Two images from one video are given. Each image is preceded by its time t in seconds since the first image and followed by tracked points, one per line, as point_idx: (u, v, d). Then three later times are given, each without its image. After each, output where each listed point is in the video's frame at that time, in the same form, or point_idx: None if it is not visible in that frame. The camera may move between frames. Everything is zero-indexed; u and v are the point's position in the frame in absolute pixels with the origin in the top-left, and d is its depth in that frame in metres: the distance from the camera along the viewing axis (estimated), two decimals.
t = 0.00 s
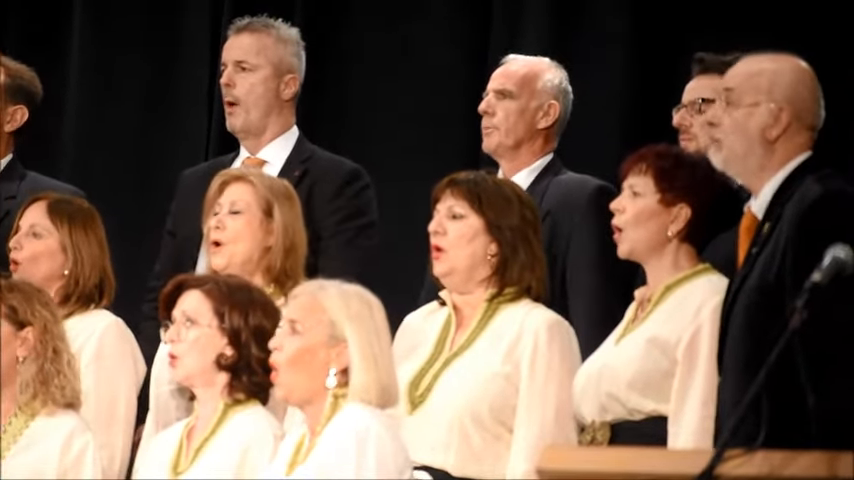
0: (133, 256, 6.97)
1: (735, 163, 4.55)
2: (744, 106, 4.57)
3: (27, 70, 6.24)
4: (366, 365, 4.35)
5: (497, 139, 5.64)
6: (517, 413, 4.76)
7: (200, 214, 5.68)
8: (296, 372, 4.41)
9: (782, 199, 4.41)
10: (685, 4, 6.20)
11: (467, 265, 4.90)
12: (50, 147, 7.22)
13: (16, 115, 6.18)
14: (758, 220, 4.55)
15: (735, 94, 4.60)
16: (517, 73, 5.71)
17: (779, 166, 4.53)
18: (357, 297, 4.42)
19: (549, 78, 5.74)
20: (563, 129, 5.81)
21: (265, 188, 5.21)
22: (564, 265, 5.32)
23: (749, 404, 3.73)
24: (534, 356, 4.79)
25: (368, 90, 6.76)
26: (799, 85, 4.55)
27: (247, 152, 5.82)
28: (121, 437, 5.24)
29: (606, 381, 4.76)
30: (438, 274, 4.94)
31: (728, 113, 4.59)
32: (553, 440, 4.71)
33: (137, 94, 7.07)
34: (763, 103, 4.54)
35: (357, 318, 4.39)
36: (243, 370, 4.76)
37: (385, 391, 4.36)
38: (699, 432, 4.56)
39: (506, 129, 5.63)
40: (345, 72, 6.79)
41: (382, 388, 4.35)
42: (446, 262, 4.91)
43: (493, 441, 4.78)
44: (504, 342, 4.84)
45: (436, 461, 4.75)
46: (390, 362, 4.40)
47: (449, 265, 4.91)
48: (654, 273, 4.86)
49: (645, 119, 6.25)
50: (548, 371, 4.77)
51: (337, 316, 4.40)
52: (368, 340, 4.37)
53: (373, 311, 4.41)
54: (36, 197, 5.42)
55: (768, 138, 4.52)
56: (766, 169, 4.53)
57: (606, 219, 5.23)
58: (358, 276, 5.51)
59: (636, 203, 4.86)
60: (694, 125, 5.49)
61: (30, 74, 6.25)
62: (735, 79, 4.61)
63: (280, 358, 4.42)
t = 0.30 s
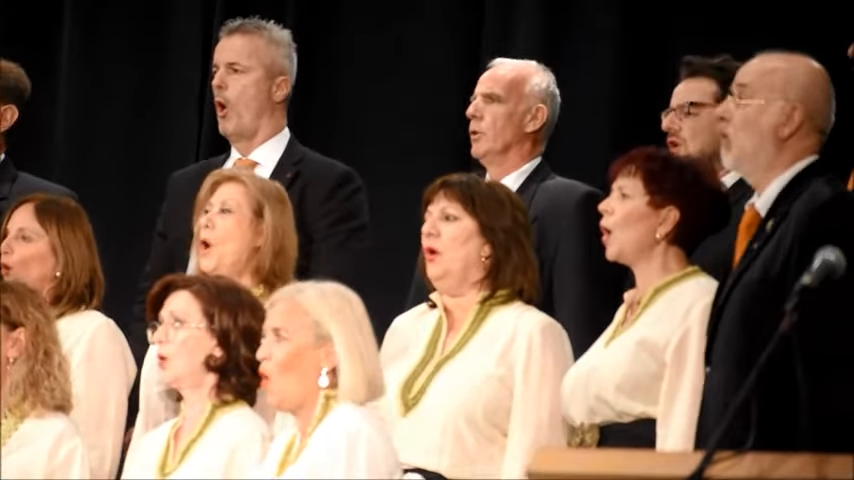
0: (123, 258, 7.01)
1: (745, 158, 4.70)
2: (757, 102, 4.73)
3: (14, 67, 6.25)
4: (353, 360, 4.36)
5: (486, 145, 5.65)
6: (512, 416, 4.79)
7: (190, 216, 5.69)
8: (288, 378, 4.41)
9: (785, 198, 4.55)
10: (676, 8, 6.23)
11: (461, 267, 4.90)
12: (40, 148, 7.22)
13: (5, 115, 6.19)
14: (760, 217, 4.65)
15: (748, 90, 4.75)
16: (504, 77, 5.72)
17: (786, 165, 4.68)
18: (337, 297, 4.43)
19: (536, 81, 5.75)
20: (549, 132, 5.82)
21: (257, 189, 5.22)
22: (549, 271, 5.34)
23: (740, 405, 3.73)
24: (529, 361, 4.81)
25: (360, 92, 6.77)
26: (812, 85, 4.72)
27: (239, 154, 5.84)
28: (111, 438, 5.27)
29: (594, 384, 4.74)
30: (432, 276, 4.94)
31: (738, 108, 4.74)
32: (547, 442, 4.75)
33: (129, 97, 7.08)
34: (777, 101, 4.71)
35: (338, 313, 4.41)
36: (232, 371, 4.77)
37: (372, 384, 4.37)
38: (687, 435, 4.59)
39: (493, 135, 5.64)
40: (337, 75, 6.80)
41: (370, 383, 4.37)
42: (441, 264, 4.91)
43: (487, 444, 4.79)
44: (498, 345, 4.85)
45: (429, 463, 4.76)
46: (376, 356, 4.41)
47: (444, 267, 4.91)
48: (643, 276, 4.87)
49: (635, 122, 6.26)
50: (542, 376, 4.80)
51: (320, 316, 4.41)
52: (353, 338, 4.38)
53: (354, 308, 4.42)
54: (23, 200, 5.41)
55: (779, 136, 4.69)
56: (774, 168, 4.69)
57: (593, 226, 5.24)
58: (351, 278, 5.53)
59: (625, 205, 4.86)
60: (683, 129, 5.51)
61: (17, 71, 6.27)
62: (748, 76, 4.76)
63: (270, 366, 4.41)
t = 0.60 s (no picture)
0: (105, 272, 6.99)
1: (742, 172, 4.61)
2: (754, 116, 4.63)
3: None
4: (330, 370, 4.35)
5: (467, 156, 5.65)
6: (495, 428, 4.77)
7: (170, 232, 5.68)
8: (266, 391, 4.42)
9: (782, 210, 4.47)
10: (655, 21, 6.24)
11: (442, 279, 4.90)
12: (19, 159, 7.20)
13: None
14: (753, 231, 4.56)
15: (746, 104, 4.66)
16: (484, 89, 5.73)
17: (783, 180, 4.58)
18: (311, 307, 4.43)
19: (516, 93, 5.76)
20: (529, 144, 5.83)
21: (238, 200, 5.22)
22: (532, 286, 5.32)
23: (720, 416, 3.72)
24: (511, 373, 4.81)
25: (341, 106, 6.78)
26: (811, 102, 4.64)
27: (218, 166, 5.85)
28: (93, 451, 5.28)
29: (574, 396, 4.74)
30: (413, 288, 4.93)
31: (737, 124, 4.65)
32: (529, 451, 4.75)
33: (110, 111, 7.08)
34: (775, 116, 4.61)
35: (313, 325, 4.40)
36: (210, 383, 4.78)
37: (350, 397, 4.37)
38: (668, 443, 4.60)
39: (475, 147, 5.64)
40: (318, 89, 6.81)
41: (347, 394, 4.36)
42: (422, 276, 4.90)
43: (469, 455, 4.76)
44: (480, 357, 4.84)
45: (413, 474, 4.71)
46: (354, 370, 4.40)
47: (425, 280, 4.90)
48: (623, 289, 4.88)
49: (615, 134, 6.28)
50: (524, 388, 4.80)
51: (295, 328, 4.41)
52: (329, 349, 4.37)
53: (329, 318, 4.42)
54: (5, 212, 5.37)
55: (777, 150, 4.59)
56: (771, 182, 4.59)
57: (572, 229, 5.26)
58: (328, 293, 5.51)
59: (605, 218, 4.86)
60: (664, 141, 5.53)
61: None
62: (746, 91, 4.67)
63: (248, 380, 4.42)
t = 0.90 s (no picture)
0: (86, 283, 7.03)
1: (715, 186, 4.56)
2: (720, 128, 4.58)
3: None
4: (308, 381, 4.35)
5: (451, 172, 5.65)
6: (475, 438, 4.76)
7: (150, 242, 5.68)
8: (245, 399, 4.43)
9: (757, 220, 4.45)
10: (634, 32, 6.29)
11: (424, 288, 4.89)
12: None
13: None
14: (730, 242, 4.54)
15: (712, 118, 4.60)
16: (457, 103, 5.71)
17: (755, 190, 4.54)
18: (290, 319, 4.44)
19: (489, 101, 5.76)
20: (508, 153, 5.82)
21: (219, 211, 5.20)
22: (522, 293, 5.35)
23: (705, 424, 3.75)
24: (491, 383, 4.80)
25: (324, 119, 6.83)
26: (778, 110, 4.57)
27: (199, 178, 5.83)
28: (75, 464, 5.26)
29: (555, 406, 4.74)
30: (394, 296, 4.91)
31: (705, 138, 4.60)
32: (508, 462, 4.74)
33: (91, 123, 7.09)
34: (741, 127, 4.55)
35: (291, 335, 4.41)
36: (190, 393, 4.77)
37: (329, 406, 4.36)
38: (649, 453, 4.59)
39: (457, 162, 5.64)
40: (301, 99, 6.85)
41: (326, 403, 4.35)
42: (403, 283, 4.89)
43: (449, 464, 4.76)
44: (461, 367, 4.83)
45: None
46: (333, 381, 4.40)
47: (406, 287, 4.89)
48: (604, 298, 4.89)
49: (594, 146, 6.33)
50: (505, 397, 4.79)
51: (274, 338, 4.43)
52: (306, 359, 4.37)
53: (309, 331, 4.42)
54: None
55: (747, 161, 4.54)
56: (744, 193, 4.54)
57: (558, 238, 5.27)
58: (308, 304, 5.51)
59: (585, 228, 4.86)
60: (646, 155, 5.54)
61: None
62: (711, 104, 4.62)
63: (228, 388, 4.43)
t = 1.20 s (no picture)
0: (71, 291, 7.04)
1: (679, 207, 4.48)
2: (678, 147, 4.51)
3: None
4: (296, 390, 4.33)
5: (436, 182, 5.65)
6: (457, 445, 4.76)
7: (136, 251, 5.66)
8: (230, 397, 4.44)
9: (727, 232, 4.38)
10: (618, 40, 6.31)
11: (408, 297, 4.89)
12: None
13: None
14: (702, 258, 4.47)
15: (669, 139, 4.54)
16: (437, 113, 5.71)
17: (719, 206, 4.46)
18: (286, 330, 4.40)
19: (469, 108, 5.76)
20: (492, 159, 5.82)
21: (200, 221, 5.20)
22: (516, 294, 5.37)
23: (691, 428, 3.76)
24: (475, 390, 4.78)
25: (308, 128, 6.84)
26: (734, 123, 4.50)
27: (185, 186, 5.83)
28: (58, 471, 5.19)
29: (540, 414, 4.75)
30: (379, 304, 4.92)
31: (664, 160, 4.53)
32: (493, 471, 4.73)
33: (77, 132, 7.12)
34: (698, 145, 4.48)
35: (287, 343, 4.38)
36: (173, 400, 4.77)
37: (315, 419, 4.34)
38: (634, 460, 4.53)
39: (441, 172, 5.64)
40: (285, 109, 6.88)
41: (312, 417, 4.34)
42: (388, 292, 4.90)
43: (432, 472, 4.75)
44: (444, 374, 4.83)
45: None
46: (321, 391, 4.37)
47: (391, 296, 4.90)
48: (588, 306, 4.88)
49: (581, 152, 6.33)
50: (489, 406, 4.77)
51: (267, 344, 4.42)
52: (297, 367, 4.34)
53: (305, 345, 4.39)
54: None
55: (708, 177, 4.46)
56: (710, 209, 4.46)
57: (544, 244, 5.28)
58: (297, 310, 5.51)
59: (569, 237, 4.87)
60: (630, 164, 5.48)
61: None
62: (667, 125, 4.55)
63: (216, 386, 4.45)
